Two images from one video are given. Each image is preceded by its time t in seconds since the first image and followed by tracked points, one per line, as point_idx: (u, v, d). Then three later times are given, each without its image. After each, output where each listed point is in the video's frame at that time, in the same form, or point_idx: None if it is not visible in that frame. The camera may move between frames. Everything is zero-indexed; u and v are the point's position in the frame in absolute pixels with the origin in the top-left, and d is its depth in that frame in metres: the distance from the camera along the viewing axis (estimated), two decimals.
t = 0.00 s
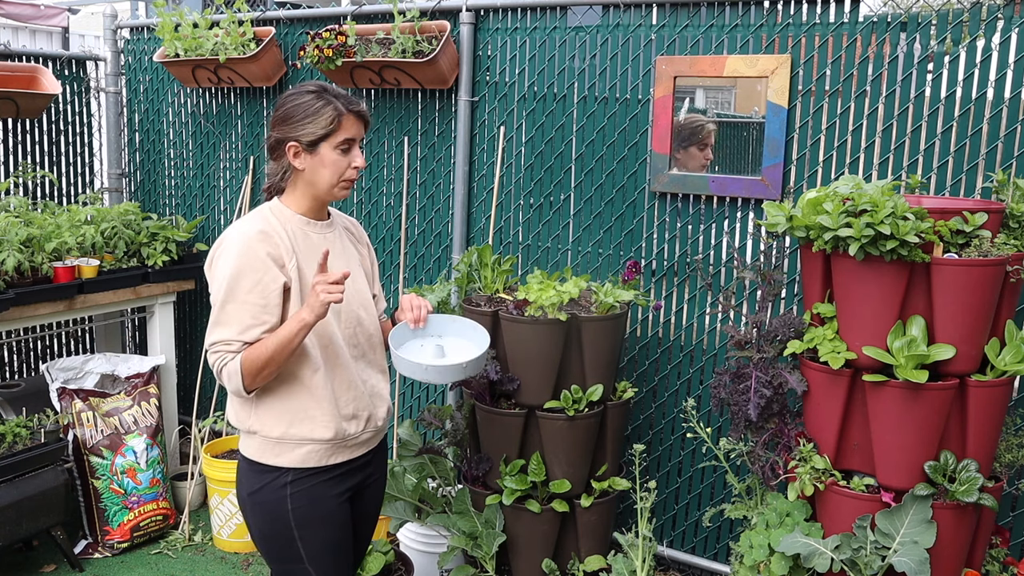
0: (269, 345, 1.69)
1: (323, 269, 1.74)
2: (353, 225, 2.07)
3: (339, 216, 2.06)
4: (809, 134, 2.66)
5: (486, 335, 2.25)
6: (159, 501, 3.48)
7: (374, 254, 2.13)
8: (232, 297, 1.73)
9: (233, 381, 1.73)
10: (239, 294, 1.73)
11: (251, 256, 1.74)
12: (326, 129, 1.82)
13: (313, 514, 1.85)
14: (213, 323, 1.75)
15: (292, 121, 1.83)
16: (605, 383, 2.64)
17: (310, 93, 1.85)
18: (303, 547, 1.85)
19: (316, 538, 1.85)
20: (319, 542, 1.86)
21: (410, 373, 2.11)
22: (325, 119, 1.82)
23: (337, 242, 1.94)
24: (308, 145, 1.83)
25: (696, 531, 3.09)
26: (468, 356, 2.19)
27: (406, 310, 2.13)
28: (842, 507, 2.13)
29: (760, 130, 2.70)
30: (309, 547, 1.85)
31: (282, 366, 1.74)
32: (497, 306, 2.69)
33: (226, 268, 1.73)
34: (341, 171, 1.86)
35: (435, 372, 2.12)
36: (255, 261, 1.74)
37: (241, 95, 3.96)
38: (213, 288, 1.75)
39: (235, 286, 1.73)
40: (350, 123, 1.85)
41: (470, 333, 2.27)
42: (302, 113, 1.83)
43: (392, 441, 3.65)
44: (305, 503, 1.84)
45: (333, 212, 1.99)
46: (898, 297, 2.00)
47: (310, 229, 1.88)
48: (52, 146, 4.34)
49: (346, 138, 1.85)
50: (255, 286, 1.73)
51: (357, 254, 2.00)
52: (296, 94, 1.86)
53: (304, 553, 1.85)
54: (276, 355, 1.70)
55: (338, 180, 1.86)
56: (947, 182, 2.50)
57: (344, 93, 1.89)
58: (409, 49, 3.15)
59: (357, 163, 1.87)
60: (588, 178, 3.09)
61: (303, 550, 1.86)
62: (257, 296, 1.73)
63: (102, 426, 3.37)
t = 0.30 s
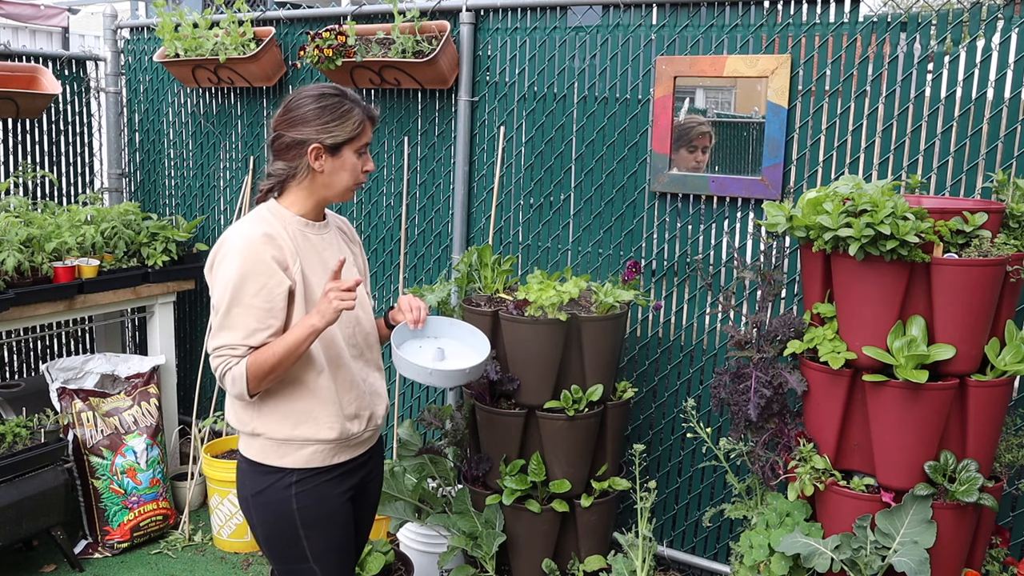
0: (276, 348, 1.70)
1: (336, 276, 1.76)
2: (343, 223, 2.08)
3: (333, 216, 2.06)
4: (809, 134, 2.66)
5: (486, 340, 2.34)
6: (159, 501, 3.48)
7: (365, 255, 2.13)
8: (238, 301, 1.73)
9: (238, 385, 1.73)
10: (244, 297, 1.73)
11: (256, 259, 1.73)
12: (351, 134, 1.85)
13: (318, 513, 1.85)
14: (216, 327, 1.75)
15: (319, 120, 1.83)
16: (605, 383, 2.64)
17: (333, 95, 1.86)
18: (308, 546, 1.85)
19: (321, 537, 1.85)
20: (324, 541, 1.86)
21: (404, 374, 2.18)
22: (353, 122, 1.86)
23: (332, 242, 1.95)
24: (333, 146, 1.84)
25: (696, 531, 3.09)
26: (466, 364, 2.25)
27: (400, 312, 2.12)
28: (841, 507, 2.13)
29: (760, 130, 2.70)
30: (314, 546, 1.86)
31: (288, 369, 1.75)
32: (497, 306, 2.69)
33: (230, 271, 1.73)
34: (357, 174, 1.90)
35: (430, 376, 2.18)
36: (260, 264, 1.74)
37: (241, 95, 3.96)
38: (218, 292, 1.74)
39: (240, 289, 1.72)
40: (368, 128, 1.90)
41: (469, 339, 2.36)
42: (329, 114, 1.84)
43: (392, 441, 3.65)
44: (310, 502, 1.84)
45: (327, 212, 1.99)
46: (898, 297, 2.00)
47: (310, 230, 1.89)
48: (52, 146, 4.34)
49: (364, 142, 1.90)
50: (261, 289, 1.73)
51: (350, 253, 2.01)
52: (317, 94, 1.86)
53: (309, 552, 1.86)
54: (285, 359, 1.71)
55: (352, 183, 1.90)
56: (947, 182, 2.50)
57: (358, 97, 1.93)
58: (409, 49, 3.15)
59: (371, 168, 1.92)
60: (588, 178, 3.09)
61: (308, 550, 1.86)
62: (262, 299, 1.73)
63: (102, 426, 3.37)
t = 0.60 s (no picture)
0: (292, 346, 1.71)
1: (352, 274, 1.80)
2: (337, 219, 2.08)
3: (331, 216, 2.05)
4: (809, 134, 2.66)
5: (488, 340, 2.39)
6: (159, 501, 3.48)
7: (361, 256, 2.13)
8: (251, 300, 1.72)
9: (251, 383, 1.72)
10: (257, 295, 1.72)
11: (269, 257, 1.73)
12: (363, 134, 1.87)
13: (320, 512, 1.85)
14: (229, 326, 1.74)
15: (332, 120, 1.83)
16: (605, 383, 2.64)
17: (344, 96, 1.87)
18: (310, 545, 1.85)
19: (323, 536, 1.85)
20: (326, 539, 1.86)
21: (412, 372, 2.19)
22: (364, 125, 1.87)
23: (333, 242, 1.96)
24: (346, 146, 1.85)
25: (696, 531, 3.09)
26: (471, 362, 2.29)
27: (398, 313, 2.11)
28: (841, 507, 2.13)
29: (760, 130, 2.70)
30: (317, 545, 1.85)
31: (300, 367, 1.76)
32: (497, 306, 2.69)
33: (243, 269, 1.72)
34: (364, 175, 1.92)
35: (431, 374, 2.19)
36: (273, 262, 1.73)
37: (241, 95, 3.96)
38: (231, 290, 1.72)
39: (254, 287, 1.71)
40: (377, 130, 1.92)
41: (469, 340, 2.41)
42: (342, 114, 1.84)
43: (392, 441, 3.65)
44: (312, 501, 1.84)
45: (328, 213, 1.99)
46: (900, 297, 2.00)
47: (314, 229, 1.89)
48: (52, 146, 4.34)
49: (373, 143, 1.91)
50: (274, 287, 1.73)
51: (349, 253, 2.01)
52: (328, 93, 1.86)
53: (312, 551, 1.86)
54: (300, 357, 1.72)
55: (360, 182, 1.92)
56: (947, 182, 2.50)
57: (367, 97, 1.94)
58: (409, 49, 3.15)
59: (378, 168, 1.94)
60: (588, 178, 3.09)
61: (310, 549, 1.86)
62: (275, 298, 1.73)
63: (102, 426, 3.37)
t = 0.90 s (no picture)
0: (293, 343, 1.71)
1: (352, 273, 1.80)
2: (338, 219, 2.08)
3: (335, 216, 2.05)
4: (809, 134, 2.66)
5: (490, 346, 2.42)
6: (159, 501, 3.48)
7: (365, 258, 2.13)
8: (253, 296, 1.72)
9: (251, 379, 1.72)
10: (259, 292, 1.72)
11: (272, 254, 1.73)
12: (362, 131, 1.86)
13: (318, 511, 1.85)
14: (230, 322, 1.73)
15: (330, 117, 1.83)
16: (605, 383, 2.64)
17: (344, 93, 1.87)
18: (310, 545, 1.85)
19: (322, 536, 1.85)
20: (326, 539, 1.86)
21: (421, 375, 2.21)
22: (363, 121, 1.86)
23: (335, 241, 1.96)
24: (344, 142, 1.84)
25: (695, 531, 3.09)
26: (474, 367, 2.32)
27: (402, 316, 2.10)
28: (841, 507, 2.13)
29: (760, 130, 2.70)
30: (316, 545, 1.85)
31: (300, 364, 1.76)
32: (497, 306, 2.69)
33: (246, 266, 1.71)
34: (365, 173, 1.91)
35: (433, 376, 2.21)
36: (275, 260, 1.73)
37: (241, 95, 3.96)
38: (233, 287, 1.72)
39: (256, 284, 1.71)
40: (378, 127, 1.91)
41: (470, 344, 2.43)
42: (341, 111, 1.84)
43: (392, 441, 3.65)
44: (310, 501, 1.84)
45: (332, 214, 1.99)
46: (900, 297, 2.00)
47: (318, 229, 1.89)
48: (52, 146, 4.34)
49: (374, 141, 1.90)
50: (276, 285, 1.73)
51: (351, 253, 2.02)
52: (328, 92, 1.87)
53: (311, 551, 1.86)
54: (300, 354, 1.71)
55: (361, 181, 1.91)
56: (947, 182, 2.50)
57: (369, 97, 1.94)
58: (409, 49, 3.15)
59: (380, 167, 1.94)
60: (588, 178, 3.09)
61: (309, 548, 1.86)
62: (277, 295, 1.73)
63: (102, 426, 3.37)
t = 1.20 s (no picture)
0: (275, 335, 1.67)
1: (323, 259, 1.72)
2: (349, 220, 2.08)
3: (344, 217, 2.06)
4: (809, 134, 2.66)
5: (493, 352, 2.42)
6: (159, 501, 3.48)
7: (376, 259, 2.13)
8: (247, 290, 1.72)
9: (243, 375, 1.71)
10: (253, 286, 1.72)
11: (267, 249, 1.74)
12: (338, 124, 1.83)
13: (310, 511, 1.85)
14: (225, 317, 1.74)
15: (305, 117, 1.85)
16: (605, 383, 2.64)
17: (325, 90, 1.87)
18: (301, 544, 1.85)
19: (314, 536, 1.85)
20: (318, 539, 1.85)
21: (425, 382, 2.21)
22: (338, 114, 1.84)
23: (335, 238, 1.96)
24: (321, 138, 1.83)
25: (696, 531, 3.09)
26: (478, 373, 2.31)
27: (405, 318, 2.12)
28: (842, 507, 2.13)
29: (760, 130, 2.70)
30: (308, 544, 1.85)
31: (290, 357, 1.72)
32: (497, 306, 2.69)
33: (240, 260, 1.72)
34: (352, 167, 1.86)
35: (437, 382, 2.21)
36: (270, 254, 1.74)
37: (241, 95, 3.95)
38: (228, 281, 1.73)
39: (250, 278, 1.72)
40: (362, 119, 1.87)
41: (474, 352, 2.42)
42: (315, 109, 1.85)
43: (392, 441, 3.65)
44: (303, 500, 1.84)
45: (341, 214, 1.99)
46: (899, 296, 2.00)
47: (321, 227, 1.89)
48: (52, 146, 4.34)
49: (359, 132, 1.87)
50: (270, 279, 1.73)
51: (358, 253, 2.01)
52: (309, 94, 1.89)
53: (303, 551, 1.85)
54: (285, 345, 1.67)
55: (348, 175, 1.86)
56: (947, 182, 2.50)
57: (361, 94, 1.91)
58: (409, 49, 3.15)
59: (370, 160, 1.88)
60: (588, 178, 3.09)
61: (301, 548, 1.85)
62: (271, 289, 1.72)
63: (102, 426, 3.37)
